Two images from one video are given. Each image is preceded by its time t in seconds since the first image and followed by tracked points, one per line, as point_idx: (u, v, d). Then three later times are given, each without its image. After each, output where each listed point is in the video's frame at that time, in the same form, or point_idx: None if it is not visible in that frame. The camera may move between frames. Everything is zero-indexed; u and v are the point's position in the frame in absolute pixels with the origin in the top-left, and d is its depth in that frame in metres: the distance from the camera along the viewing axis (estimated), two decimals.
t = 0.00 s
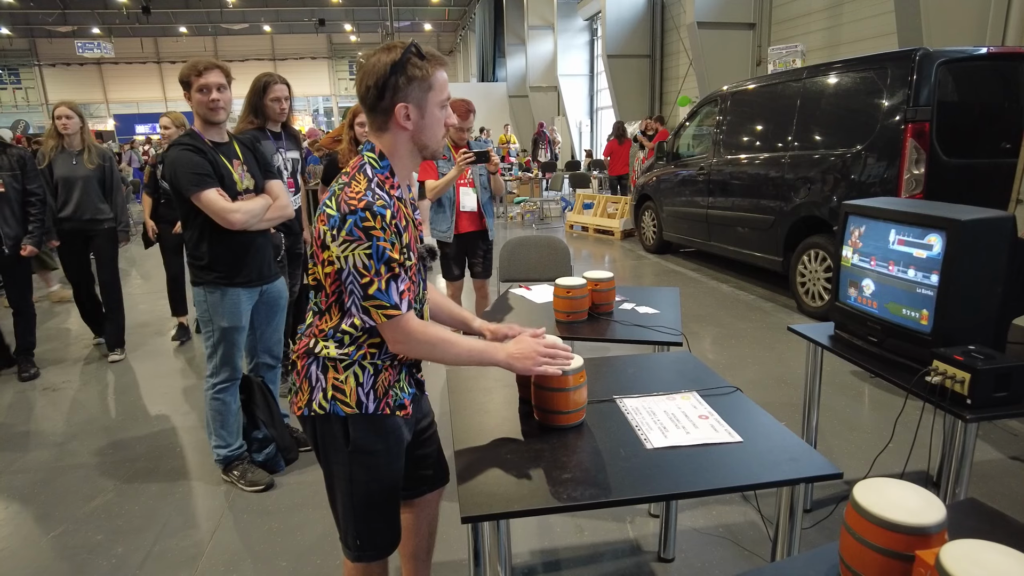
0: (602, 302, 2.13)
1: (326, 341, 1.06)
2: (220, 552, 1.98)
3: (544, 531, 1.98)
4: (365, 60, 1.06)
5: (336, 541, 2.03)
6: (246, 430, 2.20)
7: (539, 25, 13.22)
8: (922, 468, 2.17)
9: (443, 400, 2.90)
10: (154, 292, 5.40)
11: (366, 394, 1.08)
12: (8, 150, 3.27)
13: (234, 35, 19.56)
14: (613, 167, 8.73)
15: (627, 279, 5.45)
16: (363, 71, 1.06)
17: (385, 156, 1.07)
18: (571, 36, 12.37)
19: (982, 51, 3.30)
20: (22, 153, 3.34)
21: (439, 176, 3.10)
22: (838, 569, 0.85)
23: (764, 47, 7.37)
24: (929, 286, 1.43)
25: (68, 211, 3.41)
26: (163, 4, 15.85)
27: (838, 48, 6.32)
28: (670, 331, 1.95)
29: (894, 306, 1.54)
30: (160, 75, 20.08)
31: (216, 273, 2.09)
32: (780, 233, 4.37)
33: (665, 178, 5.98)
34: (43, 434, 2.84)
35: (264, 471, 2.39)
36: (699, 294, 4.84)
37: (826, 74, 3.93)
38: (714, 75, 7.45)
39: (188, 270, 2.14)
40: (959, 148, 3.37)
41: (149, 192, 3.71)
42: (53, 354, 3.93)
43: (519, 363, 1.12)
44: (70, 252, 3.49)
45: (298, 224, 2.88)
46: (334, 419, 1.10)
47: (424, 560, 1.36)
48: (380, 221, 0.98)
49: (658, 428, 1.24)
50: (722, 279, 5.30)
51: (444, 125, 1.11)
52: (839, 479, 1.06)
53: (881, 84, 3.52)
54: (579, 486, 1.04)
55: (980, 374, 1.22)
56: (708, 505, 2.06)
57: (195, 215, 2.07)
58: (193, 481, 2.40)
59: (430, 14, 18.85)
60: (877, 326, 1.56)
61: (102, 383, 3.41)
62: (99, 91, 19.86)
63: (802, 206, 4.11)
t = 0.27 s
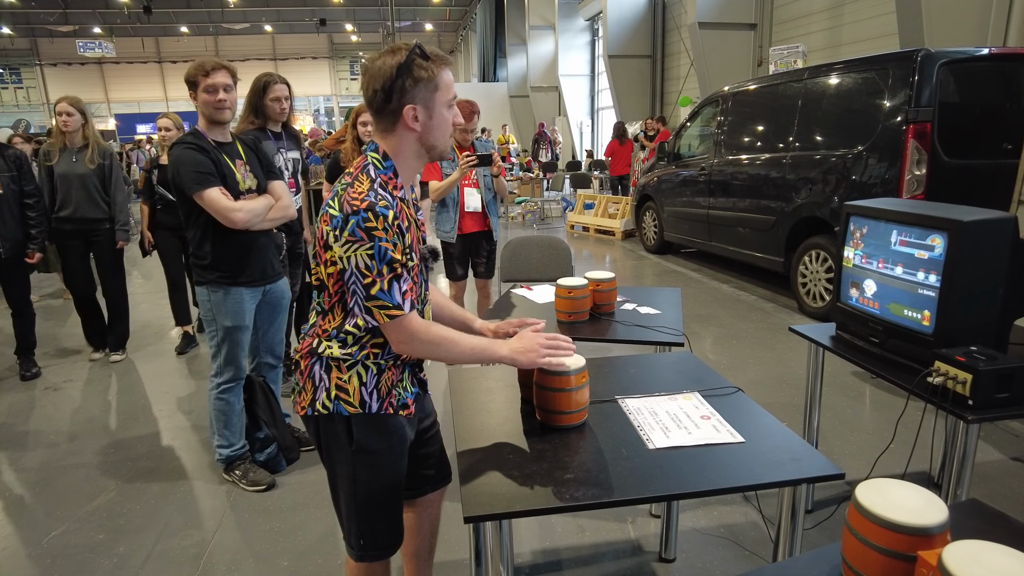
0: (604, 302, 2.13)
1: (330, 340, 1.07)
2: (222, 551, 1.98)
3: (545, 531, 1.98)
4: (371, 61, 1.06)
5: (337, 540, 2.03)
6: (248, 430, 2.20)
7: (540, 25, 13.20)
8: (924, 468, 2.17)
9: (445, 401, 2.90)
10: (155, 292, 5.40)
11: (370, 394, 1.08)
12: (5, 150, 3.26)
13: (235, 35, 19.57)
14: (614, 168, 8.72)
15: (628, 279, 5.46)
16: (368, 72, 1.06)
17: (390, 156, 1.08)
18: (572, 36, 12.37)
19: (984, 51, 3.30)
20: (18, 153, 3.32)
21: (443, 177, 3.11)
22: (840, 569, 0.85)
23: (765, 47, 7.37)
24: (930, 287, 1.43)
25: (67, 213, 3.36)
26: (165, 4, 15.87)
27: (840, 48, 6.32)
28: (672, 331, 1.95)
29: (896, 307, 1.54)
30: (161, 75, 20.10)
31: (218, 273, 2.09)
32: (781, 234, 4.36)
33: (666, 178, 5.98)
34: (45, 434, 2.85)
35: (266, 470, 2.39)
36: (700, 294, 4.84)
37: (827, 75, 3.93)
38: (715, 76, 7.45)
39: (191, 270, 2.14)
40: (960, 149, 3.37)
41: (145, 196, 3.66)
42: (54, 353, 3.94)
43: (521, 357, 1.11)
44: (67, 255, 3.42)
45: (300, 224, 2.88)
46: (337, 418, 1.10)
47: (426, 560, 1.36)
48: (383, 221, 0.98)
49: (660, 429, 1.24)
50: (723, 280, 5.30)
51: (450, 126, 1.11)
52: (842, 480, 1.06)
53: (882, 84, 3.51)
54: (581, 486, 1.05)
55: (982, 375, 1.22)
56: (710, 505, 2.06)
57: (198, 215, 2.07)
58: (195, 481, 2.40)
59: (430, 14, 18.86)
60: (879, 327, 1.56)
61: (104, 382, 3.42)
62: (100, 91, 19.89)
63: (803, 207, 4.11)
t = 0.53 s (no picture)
0: (604, 302, 2.13)
1: (333, 339, 1.07)
2: (223, 550, 1.99)
3: (546, 531, 1.98)
4: (376, 61, 1.06)
5: (338, 539, 2.04)
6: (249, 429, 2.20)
7: (541, 25, 13.20)
8: (925, 469, 2.17)
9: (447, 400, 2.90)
10: (157, 291, 5.41)
11: (372, 392, 1.09)
12: None
13: (236, 34, 19.59)
14: (615, 167, 8.71)
15: (630, 279, 5.46)
16: (374, 71, 1.06)
17: (394, 156, 1.08)
18: (574, 36, 12.37)
19: (985, 51, 3.29)
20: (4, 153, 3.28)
21: (444, 177, 3.12)
22: (840, 569, 0.85)
23: (767, 47, 7.37)
24: (931, 287, 1.43)
25: (61, 214, 3.30)
26: (167, 3, 15.88)
27: (842, 48, 6.32)
28: (672, 331, 1.95)
29: (897, 307, 1.54)
30: (163, 74, 20.12)
31: (220, 272, 2.09)
32: (782, 234, 4.36)
33: (667, 178, 5.98)
34: (46, 433, 2.85)
35: (267, 470, 2.39)
36: (701, 294, 4.84)
37: (829, 75, 3.93)
38: (717, 76, 7.45)
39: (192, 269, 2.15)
40: (962, 149, 3.37)
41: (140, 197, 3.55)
42: (56, 352, 3.95)
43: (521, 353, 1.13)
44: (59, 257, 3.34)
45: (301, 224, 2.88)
46: (339, 417, 1.10)
47: (427, 559, 1.36)
48: (389, 220, 0.98)
49: (661, 428, 1.24)
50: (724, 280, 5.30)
51: (454, 127, 1.12)
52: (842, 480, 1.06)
53: (884, 84, 3.51)
54: (582, 486, 1.05)
55: (983, 375, 1.22)
56: (711, 505, 2.06)
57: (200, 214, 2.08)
58: (196, 480, 2.41)
59: (432, 14, 18.87)
60: (880, 327, 1.56)
61: (105, 381, 3.42)
62: (102, 90, 19.91)
63: (805, 207, 4.11)
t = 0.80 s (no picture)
0: (606, 302, 2.13)
1: (338, 339, 1.07)
2: (225, 549, 1.99)
3: (548, 530, 1.99)
4: (380, 61, 1.07)
5: (340, 538, 2.04)
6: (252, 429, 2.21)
7: (544, 25, 13.21)
8: (926, 469, 2.17)
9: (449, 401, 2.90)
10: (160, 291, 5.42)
11: (377, 392, 1.09)
12: None
13: (239, 35, 19.63)
14: (618, 168, 8.70)
15: (631, 279, 5.46)
16: (378, 71, 1.07)
17: (397, 156, 1.08)
18: (576, 37, 12.40)
19: (988, 52, 3.29)
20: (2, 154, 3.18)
21: (445, 179, 3.13)
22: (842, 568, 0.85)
23: (769, 48, 7.37)
24: (933, 288, 1.43)
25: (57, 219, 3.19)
26: (170, 4, 15.92)
27: (844, 49, 6.31)
28: (674, 331, 1.96)
29: (899, 308, 1.54)
30: (166, 74, 20.17)
31: (222, 273, 2.10)
32: (785, 234, 4.36)
33: (670, 178, 5.98)
34: (49, 432, 2.86)
35: (270, 469, 2.40)
36: (703, 295, 4.84)
37: (831, 76, 3.93)
38: (719, 76, 7.44)
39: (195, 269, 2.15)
40: (964, 150, 3.37)
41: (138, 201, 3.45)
42: (59, 352, 3.96)
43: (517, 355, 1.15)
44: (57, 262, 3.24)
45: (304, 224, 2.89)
46: (344, 416, 1.10)
47: (429, 558, 1.37)
48: (394, 221, 0.99)
49: (663, 428, 1.25)
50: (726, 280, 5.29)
51: (456, 127, 1.12)
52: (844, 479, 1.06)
53: (886, 85, 3.51)
54: (584, 485, 1.05)
55: (985, 376, 1.22)
56: (712, 505, 2.06)
57: (201, 215, 2.08)
58: (198, 479, 2.42)
59: (434, 15, 18.89)
60: (882, 327, 1.56)
61: (108, 381, 3.43)
62: (105, 90, 19.96)
63: (807, 208, 4.11)
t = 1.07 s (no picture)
0: (610, 303, 2.13)
1: (339, 340, 1.07)
2: (229, 550, 1.99)
3: (551, 532, 1.98)
4: (377, 61, 1.07)
5: (344, 539, 2.05)
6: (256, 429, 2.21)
7: (548, 26, 13.23)
8: (932, 472, 2.16)
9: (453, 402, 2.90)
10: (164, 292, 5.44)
11: (378, 393, 1.09)
12: None
13: (244, 36, 19.69)
14: (622, 169, 8.67)
15: (635, 281, 5.45)
16: (376, 72, 1.07)
17: (397, 157, 1.08)
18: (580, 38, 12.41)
19: (994, 53, 3.28)
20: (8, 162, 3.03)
21: (446, 181, 3.12)
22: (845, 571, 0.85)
23: (773, 48, 7.35)
24: (938, 290, 1.42)
25: (48, 230, 2.99)
26: (175, 5, 15.99)
27: (848, 49, 6.30)
28: (678, 333, 1.95)
29: (903, 310, 1.53)
30: (171, 76, 20.24)
31: (223, 274, 2.11)
32: (789, 235, 4.35)
33: (673, 179, 5.97)
34: (54, 432, 2.87)
35: (273, 470, 2.40)
36: (707, 296, 4.83)
37: (836, 76, 3.91)
38: (724, 77, 7.43)
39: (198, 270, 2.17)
40: (970, 151, 3.35)
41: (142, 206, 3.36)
42: (64, 352, 3.98)
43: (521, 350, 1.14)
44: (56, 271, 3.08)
45: (307, 224, 2.89)
46: (346, 418, 1.10)
47: (432, 560, 1.37)
48: (393, 222, 0.99)
49: (666, 430, 1.25)
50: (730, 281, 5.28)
51: (454, 127, 1.12)
52: (848, 482, 1.06)
53: (891, 86, 3.50)
54: (586, 487, 1.05)
55: (990, 378, 1.22)
56: (716, 507, 2.05)
57: (201, 217, 2.09)
58: (202, 480, 2.42)
59: (438, 16, 18.93)
60: (887, 329, 1.56)
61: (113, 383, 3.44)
62: (110, 91, 20.06)
63: (811, 209, 4.10)
